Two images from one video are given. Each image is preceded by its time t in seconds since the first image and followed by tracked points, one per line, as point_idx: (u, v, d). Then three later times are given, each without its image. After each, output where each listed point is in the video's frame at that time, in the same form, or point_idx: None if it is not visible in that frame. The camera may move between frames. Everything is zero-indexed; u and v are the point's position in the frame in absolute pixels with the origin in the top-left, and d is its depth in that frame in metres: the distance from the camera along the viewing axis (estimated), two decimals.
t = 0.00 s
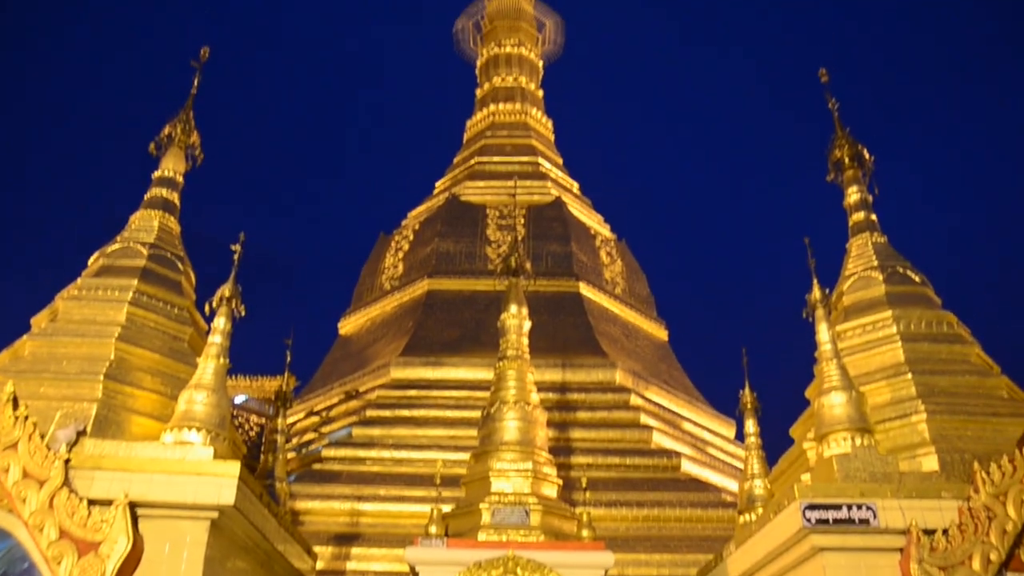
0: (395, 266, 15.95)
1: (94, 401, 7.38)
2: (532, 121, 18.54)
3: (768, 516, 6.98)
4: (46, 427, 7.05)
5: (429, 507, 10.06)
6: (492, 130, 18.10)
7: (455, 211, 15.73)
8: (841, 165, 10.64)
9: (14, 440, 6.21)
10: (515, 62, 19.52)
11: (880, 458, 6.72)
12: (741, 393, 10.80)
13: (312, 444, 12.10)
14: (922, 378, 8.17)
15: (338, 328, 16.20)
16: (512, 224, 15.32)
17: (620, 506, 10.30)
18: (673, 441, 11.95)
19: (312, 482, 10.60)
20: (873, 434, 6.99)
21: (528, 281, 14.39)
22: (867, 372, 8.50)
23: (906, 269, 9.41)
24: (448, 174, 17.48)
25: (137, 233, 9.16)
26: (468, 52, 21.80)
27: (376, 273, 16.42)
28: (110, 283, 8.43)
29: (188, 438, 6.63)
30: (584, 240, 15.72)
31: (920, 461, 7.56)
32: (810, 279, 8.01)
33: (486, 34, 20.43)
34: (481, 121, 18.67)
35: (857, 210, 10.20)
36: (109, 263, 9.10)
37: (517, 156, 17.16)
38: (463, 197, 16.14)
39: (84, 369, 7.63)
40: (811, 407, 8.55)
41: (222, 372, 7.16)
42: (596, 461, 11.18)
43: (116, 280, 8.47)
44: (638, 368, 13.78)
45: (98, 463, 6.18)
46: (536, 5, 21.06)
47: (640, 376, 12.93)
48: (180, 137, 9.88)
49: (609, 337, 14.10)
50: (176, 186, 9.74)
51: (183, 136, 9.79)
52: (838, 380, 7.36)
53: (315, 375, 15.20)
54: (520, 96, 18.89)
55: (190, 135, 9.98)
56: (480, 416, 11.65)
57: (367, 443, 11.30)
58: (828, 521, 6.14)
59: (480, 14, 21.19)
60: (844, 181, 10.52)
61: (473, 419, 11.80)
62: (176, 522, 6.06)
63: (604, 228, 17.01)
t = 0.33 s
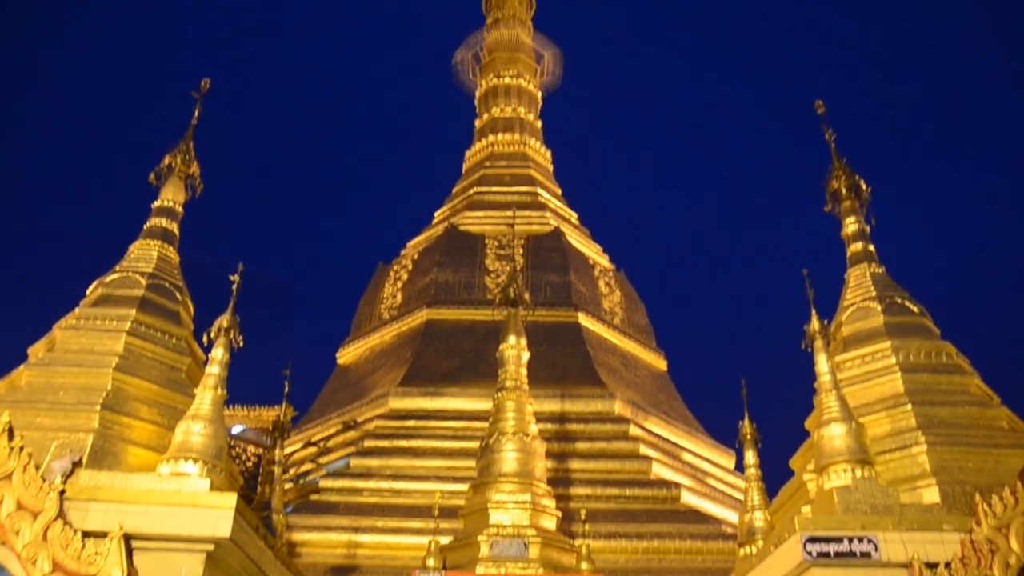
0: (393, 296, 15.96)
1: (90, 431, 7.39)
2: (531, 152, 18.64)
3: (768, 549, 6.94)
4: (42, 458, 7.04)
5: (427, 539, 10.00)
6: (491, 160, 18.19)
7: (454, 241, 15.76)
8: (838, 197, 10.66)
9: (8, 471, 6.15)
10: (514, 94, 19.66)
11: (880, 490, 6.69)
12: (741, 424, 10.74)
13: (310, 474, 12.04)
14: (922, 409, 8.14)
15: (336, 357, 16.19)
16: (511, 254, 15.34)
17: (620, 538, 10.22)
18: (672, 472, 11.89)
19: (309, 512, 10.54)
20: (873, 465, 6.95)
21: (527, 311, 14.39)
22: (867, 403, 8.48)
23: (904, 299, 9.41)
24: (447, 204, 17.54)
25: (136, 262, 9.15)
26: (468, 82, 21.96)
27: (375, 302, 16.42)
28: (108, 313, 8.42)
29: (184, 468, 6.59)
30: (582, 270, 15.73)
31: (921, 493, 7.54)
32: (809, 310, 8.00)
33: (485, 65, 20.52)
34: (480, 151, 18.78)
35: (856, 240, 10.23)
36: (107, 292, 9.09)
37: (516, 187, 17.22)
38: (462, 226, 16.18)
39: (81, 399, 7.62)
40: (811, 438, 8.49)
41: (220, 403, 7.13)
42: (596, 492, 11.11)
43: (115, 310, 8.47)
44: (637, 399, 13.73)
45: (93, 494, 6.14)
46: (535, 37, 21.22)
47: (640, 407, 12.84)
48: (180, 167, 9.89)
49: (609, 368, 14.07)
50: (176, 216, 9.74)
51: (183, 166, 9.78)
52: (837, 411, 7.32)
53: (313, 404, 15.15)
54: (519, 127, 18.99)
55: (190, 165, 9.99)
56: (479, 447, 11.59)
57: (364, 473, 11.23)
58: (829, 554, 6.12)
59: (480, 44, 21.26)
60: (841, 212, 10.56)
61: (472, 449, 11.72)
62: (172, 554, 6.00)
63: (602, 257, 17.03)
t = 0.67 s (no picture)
0: (392, 321, 15.95)
1: (87, 457, 7.37)
2: (531, 177, 18.71)
3: None
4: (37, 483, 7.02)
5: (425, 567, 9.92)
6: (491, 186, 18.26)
7: (453, 267, 15.77)
8: (837, 223, 10.71)
9: (4, 496, 6.16)
10: (514, 120, 19.78)
11: (881, 518, 6.65)
12: (741, 451, 10.70)
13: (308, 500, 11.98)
14: (922, 436, 8.11)
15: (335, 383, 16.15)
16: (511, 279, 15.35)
17: (620, 565, 10.15)
18: (672, 498, 11.82)
19: (306, 539, 10.47)
20: (874, 493, 6.91)
21: (526, 337, 14.38)
22: (867, 430, 8.45)
23: (904, 325, 9.40)
24: (447, 229, 17.58)
25: (135, 287, 9.16)
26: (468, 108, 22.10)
27: (375, 327, 16.41)
28: (107, 338, 8.41)
29: (182, 495, 6.55)
30: (582, 296, 15.74)
31: (922, 521, 7.49)
32: (810, 337, 8.00)
33: (485, 92, 20.68)
34: (480, 177, 18.85)
35: (855, 266, 10.26)
36: (105, 317, 9.08)
37: (516, 212, 17.27)
38: (461, 252, 16.20)
39: (78, 424, 7.61)
40: (811, 465, 8.45)
41: (217, 429, 7.10)
42: (595, 519, 11.04)
43: (113, 335, 8.46)
44: (637, 425, 13.68)
45: (88, 520, 6.11)
46: (535, 64, 21.39)
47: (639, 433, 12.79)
48: (180, 193, 10.04)
49: (608, 394, 14.04)
50: (175, 241, 9.79)
51: (182, 193, 9.93)
52: (837, 438, 7.28)
53: (311, 430, 15.11)
54: (519, 153, 19.07)
55: (190, 191, 10.08)
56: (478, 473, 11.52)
57: (362, 499, 11.17)
58: None
59: (480, 71, 21.36)
60: (840, 238, 10.59)
61: (470, 475, 11.65)
62: None
63: (602, 283, 17.04)
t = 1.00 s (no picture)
0: (392, 341, 15.92)
1: (85, 476, 7.36)
2: (531, 198, 18.76)
3: None
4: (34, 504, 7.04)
5: None
6: (491, 206, 18.29)
7: (453, 287, 15.77)
8: (837, 244, 10.73)
9: None
10: (514, 141, 19.85)
11: (882, 541, 6.63)
12: (741, 472, 10.65)
13: (306, 520, 11.93)
14: (923, 459, 8.08)
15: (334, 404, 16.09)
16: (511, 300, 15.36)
17: None
18: (672, 520, 11.76)
19: (304, 560, 10.42)
20: (875, 515, 6.89)
21: (526, 357, 14.36)
22: (868, 452, 8.40)
23: (904, 347, 9.39)
24: (447, 250, 17.60)
25: (135, 307, 9.19)
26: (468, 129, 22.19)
27: (374, 347, 16.38)
28: (105, 357, 8.41)
29: (178, 516, 6.50)
30: (582, 316, 15.73)
31: (924, 544, 7.43)
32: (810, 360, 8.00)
33: (486, 113, 20.78)
34: (480, 198, 18.91)
35: (854, 288, 10.27)
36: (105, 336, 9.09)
37: (516, 233, 17.31)
38: (461, 272, 16.21)
39: (76, 443, 7.61)
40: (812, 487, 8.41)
41: (216, 449, 7.08)
42: (595, 541, 10.99)
43: (112, 354, 8.45)
44: (637, 446, 13.62)
45: (85, 541, 6.27)
46: (535, 85, 21.50)
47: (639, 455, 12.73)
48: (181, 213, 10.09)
49: (609, 415, 14.00)
50: (175, 260, 9.82)
51: (183, 214, 10.00)
52: (838, 460, 7.24)
53: (309, 451, 15.06)
54: (519, 174, 19.13)
55: (190, 212, 10.10)
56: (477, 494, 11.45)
57: (361, 520, 11.12)
58: None
59: (481, 92, 21.45)
60: (840, 260, 10.61)
61: (469, 496, 11.58)
62: None
63: (602, 303, 17.03)
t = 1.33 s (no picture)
0: (392, 357, 15.90)
1: (82, 492, 7.47)
2: (531, 215, 18.79)
3: None
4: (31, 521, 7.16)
5: None
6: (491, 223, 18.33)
7: (453, 303, 15.78)
8: (836, 262, 10.75)
9: None
10: (514, 157, 19.91)
11: (883, 561, 6.63)
12: (741, 490, 10.63)
13: (305, 537, 11.88)
14: (924, 477, 8.06)
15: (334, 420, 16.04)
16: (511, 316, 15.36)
17: None
18: (671, 538, 11.70)
19: None
20: (875, 534, 6.88)
21: (525, 374, 14.35)
22: (869, 470, 8.37)
23: (903, 365, 9.40)
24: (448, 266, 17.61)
25: (134, 322, 9.23)
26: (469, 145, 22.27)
27: (374, 363, 16.36)
28: (103, 374, 8.48)
29: (177, 532, 6.55)
30: (582, 333, 15.72)
31: (925, 563, 7.39)
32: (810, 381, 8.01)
33: (486, 130, 20.86)
34: (480, 214, 18.95)
35: (854, 305, 10.27)
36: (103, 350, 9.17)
37: (516, 250, 17.33)
38: (461, 289, 16.22)
39: (74, 459, 7.72)
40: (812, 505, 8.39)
41: (215, 466, 7.11)
42: (594, 559, 10.94)
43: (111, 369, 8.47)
44: (637, 463, 13.58)
45: (82, 557, 6.34)
46: (535, 102, 21.57)
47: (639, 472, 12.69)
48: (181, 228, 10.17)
49: (608, 432, 13.96)
50: (175, 275, 9.87)
51: (183, 231, 10.09)
52: (838, 479, 7.23)
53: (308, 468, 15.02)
54: (519, 191, 19.18)
55: (190, 227, 10.25)
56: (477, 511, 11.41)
57: (360, 537, 11.07)
58: None
59: (481, 109, 21.53)
60: (839, 277, 10.64)
61: (468, 513, 11.54)
62: None
63: (601, 320, 17.03)
